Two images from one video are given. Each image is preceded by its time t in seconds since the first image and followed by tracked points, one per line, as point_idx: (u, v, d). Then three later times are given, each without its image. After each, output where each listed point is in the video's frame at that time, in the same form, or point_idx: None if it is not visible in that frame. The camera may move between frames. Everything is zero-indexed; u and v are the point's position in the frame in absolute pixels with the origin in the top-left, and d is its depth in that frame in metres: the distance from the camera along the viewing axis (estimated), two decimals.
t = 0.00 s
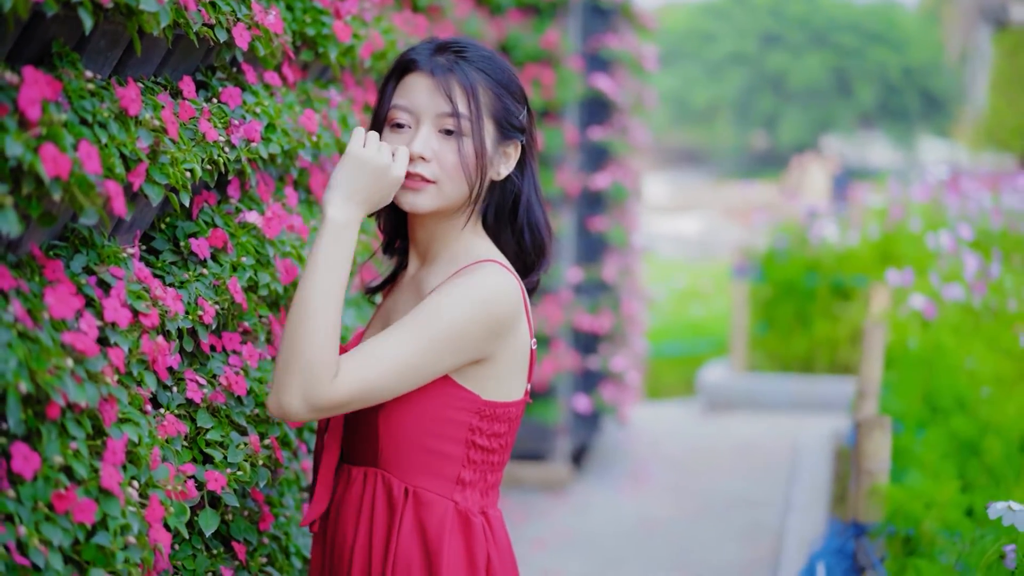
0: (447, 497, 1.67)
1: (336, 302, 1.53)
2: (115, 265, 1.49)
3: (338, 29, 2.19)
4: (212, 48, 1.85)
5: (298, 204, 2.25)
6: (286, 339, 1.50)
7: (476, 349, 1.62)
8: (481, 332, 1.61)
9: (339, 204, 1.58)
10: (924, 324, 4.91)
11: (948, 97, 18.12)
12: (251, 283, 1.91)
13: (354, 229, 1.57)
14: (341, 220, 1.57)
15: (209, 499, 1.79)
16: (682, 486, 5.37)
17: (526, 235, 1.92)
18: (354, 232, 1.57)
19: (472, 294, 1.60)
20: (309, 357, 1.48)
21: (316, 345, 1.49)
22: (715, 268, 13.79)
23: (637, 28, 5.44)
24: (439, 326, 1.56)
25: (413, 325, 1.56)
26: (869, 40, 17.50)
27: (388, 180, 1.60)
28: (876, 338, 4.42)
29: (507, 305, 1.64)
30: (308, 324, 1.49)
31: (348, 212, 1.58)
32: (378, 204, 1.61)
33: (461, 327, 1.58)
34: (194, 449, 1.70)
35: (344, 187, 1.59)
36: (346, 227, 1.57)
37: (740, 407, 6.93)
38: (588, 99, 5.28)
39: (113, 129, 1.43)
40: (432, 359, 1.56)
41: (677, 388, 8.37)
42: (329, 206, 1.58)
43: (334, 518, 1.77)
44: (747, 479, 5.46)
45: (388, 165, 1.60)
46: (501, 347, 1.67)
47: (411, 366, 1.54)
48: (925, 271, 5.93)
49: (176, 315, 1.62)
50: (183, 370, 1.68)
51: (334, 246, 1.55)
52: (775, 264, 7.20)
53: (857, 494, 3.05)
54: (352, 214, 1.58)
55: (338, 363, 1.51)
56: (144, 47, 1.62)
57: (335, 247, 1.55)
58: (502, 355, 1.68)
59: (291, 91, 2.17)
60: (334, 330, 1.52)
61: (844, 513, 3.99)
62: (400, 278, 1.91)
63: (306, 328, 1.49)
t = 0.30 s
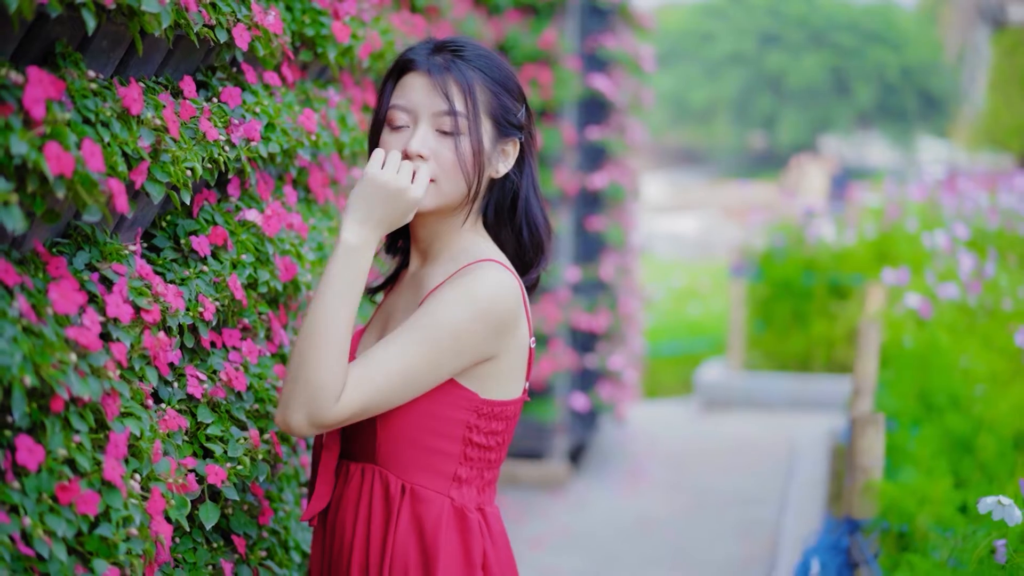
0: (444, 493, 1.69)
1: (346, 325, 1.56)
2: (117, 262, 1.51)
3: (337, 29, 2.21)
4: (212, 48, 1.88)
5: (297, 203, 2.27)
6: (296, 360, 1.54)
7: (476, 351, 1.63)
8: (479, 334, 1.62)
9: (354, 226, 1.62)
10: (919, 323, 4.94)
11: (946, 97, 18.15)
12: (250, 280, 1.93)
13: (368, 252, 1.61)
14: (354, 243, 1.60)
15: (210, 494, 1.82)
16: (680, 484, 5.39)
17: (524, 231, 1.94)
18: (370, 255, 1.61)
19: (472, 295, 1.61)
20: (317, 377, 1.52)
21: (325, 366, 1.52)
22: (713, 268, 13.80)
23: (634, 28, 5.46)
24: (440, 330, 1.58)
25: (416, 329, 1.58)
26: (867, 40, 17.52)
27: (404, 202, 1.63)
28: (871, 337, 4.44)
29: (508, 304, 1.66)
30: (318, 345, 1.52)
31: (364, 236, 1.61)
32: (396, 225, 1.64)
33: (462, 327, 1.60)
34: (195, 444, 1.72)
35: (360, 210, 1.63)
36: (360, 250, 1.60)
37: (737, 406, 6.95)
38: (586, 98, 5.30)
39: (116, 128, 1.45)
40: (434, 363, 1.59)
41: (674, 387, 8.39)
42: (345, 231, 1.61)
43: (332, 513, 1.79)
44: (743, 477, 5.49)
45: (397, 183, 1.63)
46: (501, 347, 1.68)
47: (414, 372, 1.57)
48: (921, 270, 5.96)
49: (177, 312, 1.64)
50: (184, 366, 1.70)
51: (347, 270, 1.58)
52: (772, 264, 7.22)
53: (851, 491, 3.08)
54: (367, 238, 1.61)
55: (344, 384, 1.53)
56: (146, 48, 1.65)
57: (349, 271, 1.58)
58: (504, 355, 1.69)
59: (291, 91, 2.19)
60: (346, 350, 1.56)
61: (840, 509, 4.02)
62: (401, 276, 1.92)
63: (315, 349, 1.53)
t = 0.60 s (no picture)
0: (439, 489, 1.72)
1: (350, 331, 1.60)
2: (120, 259, 1.54)
3: (336, 31, 2.24)
4: (213, 49, 1.91)
5: (297, 202, 2.30)
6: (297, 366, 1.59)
7: (471, 349, 1.65)
8: (473, 333, 1.64)
9: (358, 239, 1.63)
10: (915, 321, 4.96)
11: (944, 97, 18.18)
12: (251, 277, 1.96)
13: (372, 263, 1.62)
14: (357, 254, 1.62)
15: (211, 487, 1.84)
16: (677, 482, 5.42)
17: (524, 228, 1.97)
18: (374, 267, 1.62)
19: (465, 295, 1.63)
20: (314, 383, 1.56)
21: (323, 372, 1.56)
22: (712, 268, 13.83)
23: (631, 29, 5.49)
24: (432, 331, 1.60)
25: (408, 330, 1.60)
26: (866, 40, 17.55)
27: (402, 211, 1.63)
28: (867, 335, 4.47)
29: (502, 303, 1.67)
30: (317, 352, 1.57)
31: (367, 247, 1.62)
32: (404, 238, 1.64)
33: (454, 327, 1.61)
34: (196, 438, 1.75)
35: (365, 223, 1.64)
36: (361, 260, 1.62)
37: (735, 405, 6.98)
38: (584, 98, 5.33)
39: (119, 127, 1.48)
40: (425, 364, 1.61)
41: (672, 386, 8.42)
42: (349, 242, 1.64)
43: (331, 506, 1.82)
44: (740, 475, 5.52)
45: (391, 192, 1.63)
46: (498, 345, 1.69)
47: (405, 374, 1.59)
48: (917, 269, 5.99)
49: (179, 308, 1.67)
50: (186, 362, 1.73)
51: (350, 279, 1.61)
52: (770, 263, 7.25)
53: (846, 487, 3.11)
54: (371, 248, 1.62)
55: (341, 389, 1.57)
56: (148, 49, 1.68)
57: (353, 280, 1.61)
58: (501, 353, 1.70)
59: (290, 91, 2.22)
60: (348, 357, 1.60)
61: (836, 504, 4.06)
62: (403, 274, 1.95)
63: (314, 358, 1.57)
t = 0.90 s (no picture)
0: (431, 482, 1.74)
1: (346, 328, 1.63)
2: (122, 254, 1.57)
3: (335, 30, 2.27)
4: (213, 49, 1.94)
5: (296, 199, 2.33)
6: (293, 359, 1.62)
7: (462, 343, 1.67)
8: (464, 326, 1.66)
9: (354, 236, 1.67)
10: (910, 320, 4.99)
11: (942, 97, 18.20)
12: (251, 273, 1.99)
13: (367, 259, 1.65)
14: (353, 250, 1.66)
15: (211, 478, 1.88)
16: (674, 480, 5.45)
17: (521, 226, 1.99)
18: (369, 263, 1.66)
19: (454, 288, 1.65)
20: (309, 374, 1.60)
21: (318, 364, 1.60)
22: (710, 267, 13.86)
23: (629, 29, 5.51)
24: (423, 323, 1.63)
25: (397, 323, 1.64)
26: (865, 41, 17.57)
27: (394, 208, 1.66)
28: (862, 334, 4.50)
29: (493, 297, 1.69)
30: (312, 345, 1.60)
31: (362, 245, 1.66)
32: (397, 236, 1.67)
33: (442, 320, 1.64)
34: (197, 431, 1.78)
35: (361, 221, 1.68)
36: (357, 257, 1.65)
37: (732, 403, 7.01)
38: (581, 98, 5.35)
39: (122, 125, 1.52)
40: (417, 356, 1.63)
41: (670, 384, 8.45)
42: (346, 239, 1.67)
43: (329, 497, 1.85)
44: (737, 473, 5.54)
45: (384, 187, 1.66)
46: (490, 339, 1.71)
47: (395, 367, 1.63)
48: (913, 268, 6.02)
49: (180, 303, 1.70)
50: (187, 356, 1.76)
51: (346, 275, 1.64)
52: (767, 262, 7.29)
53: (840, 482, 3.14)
54: (366, 246, 1.66)
55: (335, 381, 1.61)
56: (150, 48, 1.71)
57: (348, 276, 1.64)
58: (493, 347, 1.73)
59: (290, 91, 2.25)
60: (343, 351, 1.63)
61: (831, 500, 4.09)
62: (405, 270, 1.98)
63: (309, 350, 1.60)
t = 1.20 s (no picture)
0: (425, 473, 1.76)
1: (338, 317, 1.67)
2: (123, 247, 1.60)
3: (332, 27, 2.29)
4: (213, 45, 1.96)
5: (295, 195, 2.36)
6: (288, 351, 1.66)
7: (453, 333, 1.69)
8: (453, 316, 1.68)
9: (343, 230, 1.71)
10: (906, 317, 5.02)
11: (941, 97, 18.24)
12: (250, 266, 2.02)
13: (354, 251, 1.70)
14: (341, 242, 1.70)
15: (210, 468, 1.90)
16: (672, 477, 5.48)
17: (519, 220, 2.01)
18: (357, 255, 1.70)
19: (444, 277, 1.68)
20: (302, 365, 1.64)
21: (310, 354, 1.64)
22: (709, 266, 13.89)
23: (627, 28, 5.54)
24: (413, 313, 1.66)
25: (388, 313, 1.67)
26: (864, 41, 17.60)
27: (373, 194, 1.69)
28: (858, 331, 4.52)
29: (483, 287, 1.71)
30: (304, 336, 1.65)
31: (349, 236, 1.70)
32: (382, 227, 1.70)
33: (432, 309, 1.66)
34: (197, 421, 1.81)
35: (348, 214, 1.72)
36: (346, 249, 1.70)
37: (730, 401, 7.04)
38: (579, 96, 5.38)
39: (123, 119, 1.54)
40: (408, 346, 1.66)
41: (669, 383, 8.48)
42: (335, 233, 1.72)
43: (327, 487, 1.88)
44: (734, 470, 5.57)
45: (366, 174, 1.70)
46: (482, 330, 1.73)
47: (385, 356, 1.65)
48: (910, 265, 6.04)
49: (180, 295, 1.72)
50: (186, 348, 1.79)
51: (335, 267, 1.69)
52: (765, 261, 7.32)
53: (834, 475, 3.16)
54: (353, 238, 1.70)
55: (327, 370, 1.64)
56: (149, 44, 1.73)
57: (337, 268, 1.69)
58: (486, 338, 1.74)
59: (288, 87, 2.28)
60: (336, 342, 1.67)
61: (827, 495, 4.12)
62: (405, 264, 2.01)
63: (301, 341, 1.65)
